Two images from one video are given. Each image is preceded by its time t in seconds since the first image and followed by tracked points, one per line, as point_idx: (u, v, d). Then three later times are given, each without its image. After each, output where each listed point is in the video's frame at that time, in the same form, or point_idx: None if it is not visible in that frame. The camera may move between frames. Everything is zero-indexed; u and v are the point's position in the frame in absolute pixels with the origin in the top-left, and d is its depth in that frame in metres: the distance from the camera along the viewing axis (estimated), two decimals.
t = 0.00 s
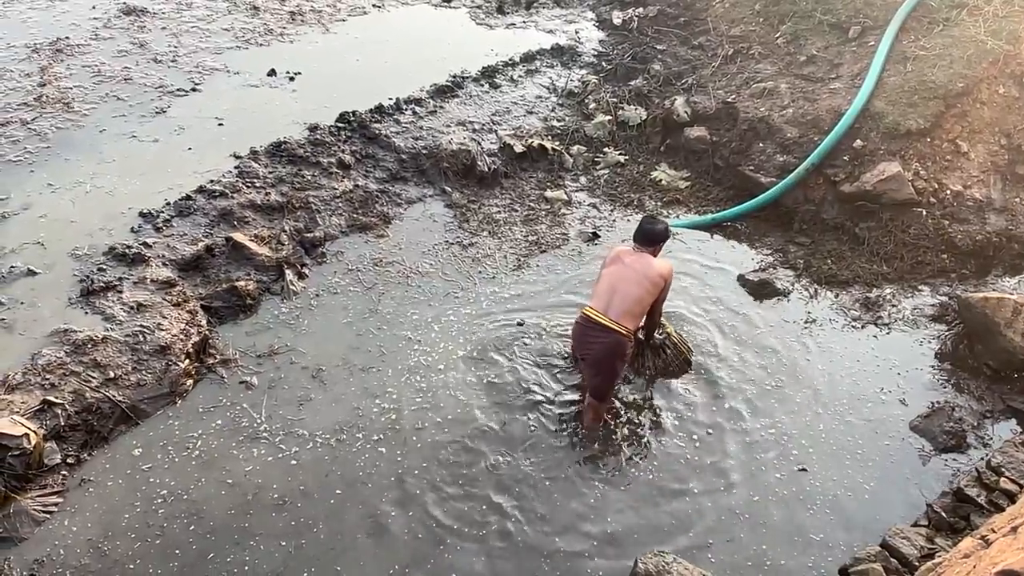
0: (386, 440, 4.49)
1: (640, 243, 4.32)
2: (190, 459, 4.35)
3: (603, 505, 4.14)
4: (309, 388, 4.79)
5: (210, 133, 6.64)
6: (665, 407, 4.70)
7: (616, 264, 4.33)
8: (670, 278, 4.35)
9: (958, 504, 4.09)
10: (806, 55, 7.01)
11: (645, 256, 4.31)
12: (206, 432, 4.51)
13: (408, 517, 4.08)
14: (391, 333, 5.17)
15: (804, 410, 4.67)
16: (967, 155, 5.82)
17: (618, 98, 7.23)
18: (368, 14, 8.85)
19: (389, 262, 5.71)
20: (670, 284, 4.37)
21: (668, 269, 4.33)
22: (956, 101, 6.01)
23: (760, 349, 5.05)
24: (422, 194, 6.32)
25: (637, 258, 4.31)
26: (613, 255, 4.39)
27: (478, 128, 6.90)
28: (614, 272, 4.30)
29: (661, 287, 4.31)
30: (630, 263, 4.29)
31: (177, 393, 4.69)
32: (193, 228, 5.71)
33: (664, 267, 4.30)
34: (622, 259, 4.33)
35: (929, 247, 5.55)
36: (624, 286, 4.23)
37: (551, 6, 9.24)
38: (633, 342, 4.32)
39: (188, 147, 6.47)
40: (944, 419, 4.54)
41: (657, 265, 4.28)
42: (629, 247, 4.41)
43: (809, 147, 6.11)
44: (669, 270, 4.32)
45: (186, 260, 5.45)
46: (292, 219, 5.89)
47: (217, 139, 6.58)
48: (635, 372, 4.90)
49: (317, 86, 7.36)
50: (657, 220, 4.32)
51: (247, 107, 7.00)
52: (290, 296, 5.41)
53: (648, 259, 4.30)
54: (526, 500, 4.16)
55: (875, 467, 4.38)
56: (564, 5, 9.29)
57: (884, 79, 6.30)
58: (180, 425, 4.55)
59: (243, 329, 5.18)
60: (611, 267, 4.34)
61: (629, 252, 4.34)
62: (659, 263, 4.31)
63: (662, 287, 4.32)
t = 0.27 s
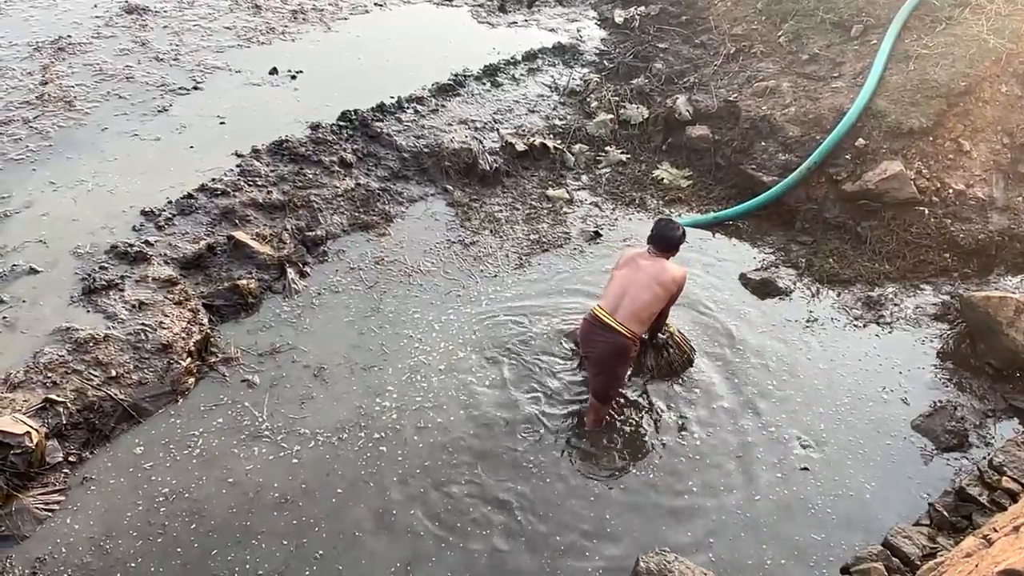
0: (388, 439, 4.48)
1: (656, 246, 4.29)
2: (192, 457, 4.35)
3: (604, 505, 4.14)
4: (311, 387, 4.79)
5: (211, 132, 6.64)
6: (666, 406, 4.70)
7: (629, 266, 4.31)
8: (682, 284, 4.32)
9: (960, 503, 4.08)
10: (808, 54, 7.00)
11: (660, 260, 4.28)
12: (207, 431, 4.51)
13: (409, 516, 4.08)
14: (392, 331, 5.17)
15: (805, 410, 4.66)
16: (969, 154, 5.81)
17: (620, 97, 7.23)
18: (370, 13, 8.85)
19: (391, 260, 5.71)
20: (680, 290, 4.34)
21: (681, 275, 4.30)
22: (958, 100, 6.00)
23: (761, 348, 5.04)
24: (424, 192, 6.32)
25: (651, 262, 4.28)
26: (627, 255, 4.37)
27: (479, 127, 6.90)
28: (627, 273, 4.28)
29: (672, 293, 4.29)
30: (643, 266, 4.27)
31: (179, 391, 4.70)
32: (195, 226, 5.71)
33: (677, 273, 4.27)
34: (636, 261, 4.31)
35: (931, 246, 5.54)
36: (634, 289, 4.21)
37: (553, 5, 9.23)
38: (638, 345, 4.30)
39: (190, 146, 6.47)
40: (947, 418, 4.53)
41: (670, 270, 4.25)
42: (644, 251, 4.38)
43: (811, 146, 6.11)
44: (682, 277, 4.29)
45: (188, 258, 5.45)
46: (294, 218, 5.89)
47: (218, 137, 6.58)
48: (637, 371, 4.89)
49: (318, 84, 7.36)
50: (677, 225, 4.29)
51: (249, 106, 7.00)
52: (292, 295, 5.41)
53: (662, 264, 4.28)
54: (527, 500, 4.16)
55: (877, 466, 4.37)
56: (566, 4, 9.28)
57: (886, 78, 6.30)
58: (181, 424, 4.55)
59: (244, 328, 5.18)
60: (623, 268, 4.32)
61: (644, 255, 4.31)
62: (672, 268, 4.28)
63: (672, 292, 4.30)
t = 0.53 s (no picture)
0: (388, 438, 4.48)
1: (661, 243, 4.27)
2: (192, 456, 4.36)
3: (605, 504, 4.14)
4: (312, 386, 4.79)
5: (213, 131, 6.64)
6: (667, 405, 4.70)
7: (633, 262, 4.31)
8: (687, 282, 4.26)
9: (961, 503, 4.08)
10: (810, 53, 7.00)
11: (664, 257, 4.25)
12: (208, 429, 4.51)
13: (409, 515, 4.08)
14: (393, 330, 5.17)
15: (806, 408, 4.66)
16: (971, 154, 5.81)
17: (621, 96, 7.22)
18: (371, 12, 8.84)
19: (392, 259, 5.71)
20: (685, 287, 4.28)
21: (686, 273, 4.24)
22: (960, 99, 6.00)
23: (763, 347, 5.04)
24: (425, 191, 6.32)
25: (655, 259, 4.25)
26: (633, 251, 4.36)
27: (480, 126, 6.90)
28: (629, 269, 4.28)
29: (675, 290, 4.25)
30: (646, 263, 4.25)
31: (179, 390, 4.70)
32: (196, 225, 5.71)
33: (680, 270, 4.21)
34: (640, 257, 4.30)
35: (932, 246, 5.54)
36: (636, 287, 4.20)
37: (554, 4, 9.23)
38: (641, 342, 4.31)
39: (191, 144, 6.47)
40: (948, 417, 4.53)
41: (673, 267, 4.21)
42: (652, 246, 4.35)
43: (813, 145, 6.10)
44: (686, 274, 4.23)
45: (189, 257, 5.45)
46: (295, 217, 5.89)
47: (219, 136, 6.58)
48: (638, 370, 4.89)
49: (320, 83, 7.36)
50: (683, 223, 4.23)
51: (250, 104, 7.00)
52: (292, 294, 5.41)
53: (665, 261, 4.24)
54: (528, 499, 4.16)
55: (878, 465, 4.37)
56: (567, 3, 9.28)
57: (888, 77, 6.29)
58: (182, 422, 4.55)
59: (245, 327, 5.18)
60: (628, 264, 4.32)
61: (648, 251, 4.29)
62: (676, 266, 4.23)
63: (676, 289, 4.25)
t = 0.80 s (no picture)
0: (389, 437, 4.49)
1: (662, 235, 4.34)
2: (193, 455, 4.36)
3: (605, 503, 4.14)
4: (312, 384, 4.80)
5: (214, 130, 6.64)
6: (668, 404, 4.70)
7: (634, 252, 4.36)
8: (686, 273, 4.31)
9: (962, 502, 4.08)
10: (811, 52, 6.99)
11: (664, 248, 4.31)
12: (209, 428, 4.51)
13: (409, 514, 4.08)
14: (393, 329, 5.17)
15: (806, 408, 4.66)
16: (971, 153, 5.80)
17: (622, 95, 7.22)
18: (373, 11, 8.84)
19: (393, 258, 5.72)
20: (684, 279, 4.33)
21: (685, 264, 4.30)
22: (961, 99, 6.00)
23: (763, 346, 5.04)
24: (426, 190, 6.33)
25: (655, 249, 4.31)
26: (635, 242, 4.43)
27: (481, 125, 6.90)
28: (630, 258, 4.33)
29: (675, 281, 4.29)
30: (647, 253, 4.31)
31: (180, 388, 4.70)
32: (197, 223, 5.71)
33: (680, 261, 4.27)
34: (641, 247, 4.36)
35: (933, 245, 5.54)
36: (635, 275, 4.25)
37: (555, 3, 9.23)
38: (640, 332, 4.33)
39: (193, 143, 6.47)
40: (948, 417, 4.53)
41: (672, 258, 4.27)
42: (655, 237, 4.42)
43: (814, 145, 6.10)
44: (684, 265, 4.29)
45: (190, 255, 5.45)
46: (296, 216, 5.89)
47: (220, 135, 6.58)
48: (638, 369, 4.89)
49: (320, 82, 7.36)
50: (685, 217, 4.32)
51: (251, 103, 7.01)
52: (293, 292, 5.41)
53: (665, 252, 4.30)
54: (528, 498, 4.16)
55: (878, 465, 4.37)
56: (569, 2, 9.28)
57: (889, 76, 6.29)
58: (183, 421, 4.55)
59: (246, 326, 5.18)
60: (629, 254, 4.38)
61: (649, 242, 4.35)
62: (675, 257, 4.29)
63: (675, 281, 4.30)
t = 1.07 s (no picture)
0: (389, 436, 4.49)
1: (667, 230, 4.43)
2: (194, 454, 4.36)
3: (605, 502, 4.14)
4: (313, 383, 4.80)
5: (215, 128, 6.65)
6: (669, 403, 4.70)
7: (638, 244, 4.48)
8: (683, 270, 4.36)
9: (962, 502, 4.08)
10: (812, 51, 6.99)
11: (665, 243, 4.38)
12: (210, 427, 4.51)
13: (410, 513, 4.08)
14: (394, 328, 5.17)
15: (806, 407, 4.66)
16: (973, 152, 5.80)
17: (623, 94, 7.22)
18: (374, 9, 8.84)
19: (393, 257, 5.72)
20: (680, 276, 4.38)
21: (681, 261, 4.35)
22: (962, 98, 5.99)
23: (764, 346, 5.04)
24: (427, 189, 6.32)
25: (655, 242, 4.40)
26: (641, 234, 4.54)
27: (482, 123, 6.89)
28: (632, 248, 4.45)
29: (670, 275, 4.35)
30: (647, 245, 4.41)
31: (181, 387, 4.70)
32: (197, 222, 5.71)
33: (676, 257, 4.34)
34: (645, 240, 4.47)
35: (934, 244, 5.54)
36: (633, 264, 4.36)
37: (556, 2, 9.22)
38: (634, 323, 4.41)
39: (193, 142, 6.48)
40: (949, 416, 4.53)
41: (670, 252, 4.34)
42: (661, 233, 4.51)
43: (815, 144, 6.10)
44: (681, 261, 4.34)
45: (191, 254, 5.45)
46: (297, 214, 5.89)
47: (221, 134, 6.58)
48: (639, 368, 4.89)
49: (321, 80, 7.36)
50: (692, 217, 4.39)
51: (252, 102, 7.01)
52: (294, 291, 5.41)
53: (665, 246, 4.38)
54: (529, 497, 4.16)
55: (879, 464, 4.37)
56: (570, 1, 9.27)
57: (890, 75, 6.28)
58: (184, 420, 4.56)
59: (246, 324, 5.18)
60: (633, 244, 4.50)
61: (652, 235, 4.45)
62: (674, 252, 4.36)
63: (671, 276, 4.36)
